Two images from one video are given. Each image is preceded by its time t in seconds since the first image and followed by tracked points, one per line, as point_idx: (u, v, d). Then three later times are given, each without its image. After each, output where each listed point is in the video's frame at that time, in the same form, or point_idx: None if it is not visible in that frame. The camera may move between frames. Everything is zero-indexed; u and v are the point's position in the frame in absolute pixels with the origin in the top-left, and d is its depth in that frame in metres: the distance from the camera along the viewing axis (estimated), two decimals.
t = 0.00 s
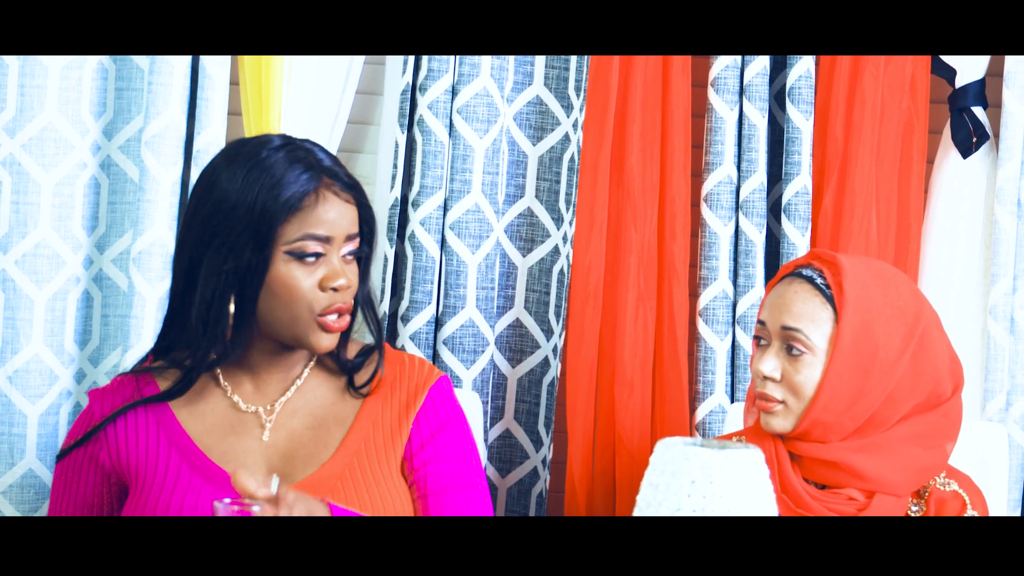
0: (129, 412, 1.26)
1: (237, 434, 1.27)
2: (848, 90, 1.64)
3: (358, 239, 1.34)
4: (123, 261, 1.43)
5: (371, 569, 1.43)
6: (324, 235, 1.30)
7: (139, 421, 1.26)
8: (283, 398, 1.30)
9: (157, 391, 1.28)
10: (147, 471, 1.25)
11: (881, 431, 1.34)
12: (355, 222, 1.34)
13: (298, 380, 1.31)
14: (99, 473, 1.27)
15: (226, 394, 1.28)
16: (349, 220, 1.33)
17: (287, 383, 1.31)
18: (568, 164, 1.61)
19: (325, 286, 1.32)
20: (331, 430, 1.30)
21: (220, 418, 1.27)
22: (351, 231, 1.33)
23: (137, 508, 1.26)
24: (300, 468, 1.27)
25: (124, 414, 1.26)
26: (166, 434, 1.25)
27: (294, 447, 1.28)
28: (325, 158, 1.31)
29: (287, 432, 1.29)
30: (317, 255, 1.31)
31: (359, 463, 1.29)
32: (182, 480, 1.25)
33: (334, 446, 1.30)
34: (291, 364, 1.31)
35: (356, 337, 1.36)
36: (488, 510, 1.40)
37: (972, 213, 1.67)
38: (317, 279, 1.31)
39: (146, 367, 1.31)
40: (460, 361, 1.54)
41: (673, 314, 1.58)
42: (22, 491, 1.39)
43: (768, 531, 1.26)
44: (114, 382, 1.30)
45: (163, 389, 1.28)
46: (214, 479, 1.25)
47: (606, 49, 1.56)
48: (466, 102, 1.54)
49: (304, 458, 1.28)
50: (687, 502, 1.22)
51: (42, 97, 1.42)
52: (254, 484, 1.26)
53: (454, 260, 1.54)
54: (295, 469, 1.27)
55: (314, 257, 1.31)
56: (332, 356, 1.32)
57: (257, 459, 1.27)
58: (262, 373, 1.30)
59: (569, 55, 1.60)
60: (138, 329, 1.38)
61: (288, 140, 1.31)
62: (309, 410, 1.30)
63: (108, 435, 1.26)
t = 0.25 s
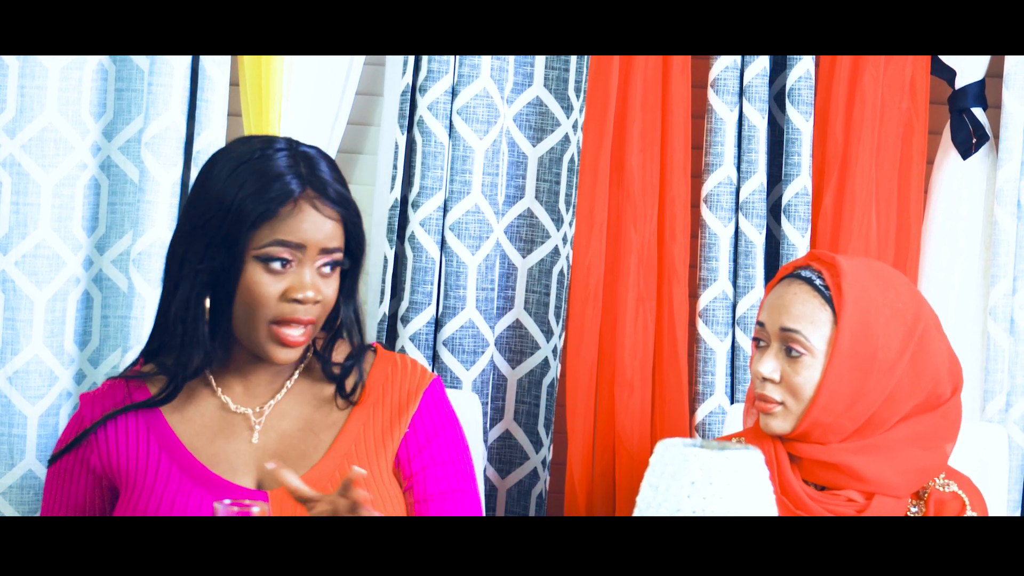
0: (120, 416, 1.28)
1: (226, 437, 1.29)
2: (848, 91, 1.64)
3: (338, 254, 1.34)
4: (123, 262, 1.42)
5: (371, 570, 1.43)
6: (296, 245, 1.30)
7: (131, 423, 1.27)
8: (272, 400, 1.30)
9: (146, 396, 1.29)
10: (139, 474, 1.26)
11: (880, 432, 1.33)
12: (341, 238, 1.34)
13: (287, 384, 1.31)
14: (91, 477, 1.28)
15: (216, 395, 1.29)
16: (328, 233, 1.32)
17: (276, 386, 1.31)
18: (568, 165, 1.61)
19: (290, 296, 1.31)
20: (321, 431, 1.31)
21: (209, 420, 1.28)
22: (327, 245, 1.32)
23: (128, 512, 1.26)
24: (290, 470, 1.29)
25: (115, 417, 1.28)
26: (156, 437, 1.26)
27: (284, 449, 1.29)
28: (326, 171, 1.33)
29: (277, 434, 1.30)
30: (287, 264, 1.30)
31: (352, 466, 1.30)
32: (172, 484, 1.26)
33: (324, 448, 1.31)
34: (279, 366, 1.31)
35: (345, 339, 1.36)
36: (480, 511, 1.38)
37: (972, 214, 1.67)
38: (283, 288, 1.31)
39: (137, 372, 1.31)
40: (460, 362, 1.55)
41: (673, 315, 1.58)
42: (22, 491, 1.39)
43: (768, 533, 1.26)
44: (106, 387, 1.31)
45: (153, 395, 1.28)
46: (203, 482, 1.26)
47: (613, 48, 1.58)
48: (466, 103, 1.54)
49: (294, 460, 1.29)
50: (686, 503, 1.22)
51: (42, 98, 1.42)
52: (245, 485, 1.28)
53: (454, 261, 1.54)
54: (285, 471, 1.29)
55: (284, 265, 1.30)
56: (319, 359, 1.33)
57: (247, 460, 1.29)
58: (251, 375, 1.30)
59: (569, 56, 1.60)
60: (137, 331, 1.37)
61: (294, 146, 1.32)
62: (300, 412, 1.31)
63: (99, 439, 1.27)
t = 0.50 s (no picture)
0: (116, 416, 1.28)
1: (224, 438, 1.29)
2: (848, 93, 1.64)
3: (338, 249, 1.35)
4: (123, 263, 1.41)
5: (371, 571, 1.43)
6: (297, 241, 1.30)
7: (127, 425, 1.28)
8: (269, 402, 1.31)
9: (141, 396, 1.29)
10: (137, 476, 1.26)
11: (879, 433, 1.33)
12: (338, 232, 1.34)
13: (284, 384, 1.32)
14: (89, 479, 1.29)
15: (213, 397, 1.29)
16: (327, 229, 1.33)
17: (272, 389, 1.31)
18: (567, 166, 1.61)
19: (295, 293, 1.31)
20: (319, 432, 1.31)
21: (207, 422, 1.29)
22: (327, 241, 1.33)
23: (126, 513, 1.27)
24: (289, 472, 1.29)
25: (111, 418, 1.28)
26: (153, 440, 1.27)
27: (282, 450, 1.29)
28: (318, 167, 1.33)
29: (275, 435, 1.30)
30: (290, 261, 1.31)
31: (351, 466, 1.31)
32: (171, 486, 1.26)
33: (323, 449, 1.31)
34: (274, 366, 1.32)
35: (340, 340, 1.36)
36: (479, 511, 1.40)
37: (971, 215, 1.67)
38: (287, 286, 1.31)
39: (133, 373, 1.32)
40: (460, 362, 1.55)
41: (673, 316, 1.58)
42: (22, 492, 1.38)
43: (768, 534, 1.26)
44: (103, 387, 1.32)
45: (147, 394, 1.29)
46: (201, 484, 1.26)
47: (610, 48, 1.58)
48: (466, 104, 1.55)
49: (292, 462, 1.29)
50: (686, 504, 1.22)
51: (42, 99, 1.42)
52: (242, 488, 1.28)
53: (454, 262, 1.55)
54: (284, 473, 1.29)
55: (287, 262, 1.31)
56: (316, 361, 1.33)
57: (245, 462, 1.28)
58: (246, 377, 1.31)
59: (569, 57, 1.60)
60: (136, 331, 1.37)
61: (283, 145, 1.33)
62: (297, 413, 1.31)
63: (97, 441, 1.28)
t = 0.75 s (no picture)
0: (118, 418, 1.28)
1: (226, 438, 1.28)
2: (847, 94, 1.64)
3: (343, 242, 1.35)
4: (122, 264, 1.41)
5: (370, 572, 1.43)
6: (308, 237, 1.31)
7: (129, 427, 1.28)
8: (271, 400, 1.30)
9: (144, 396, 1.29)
10: (138, 477, 1.27)
11: (879, 433, 1.34)
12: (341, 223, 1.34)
13: (287, 383, 1.32)
14: (91, 479, 1.29)
15: (215, 398, 1.29)
16: (334, 222, 1.33)
17: (275, 386, 1.31)
18: (567, 167, 1.61)
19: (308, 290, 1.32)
20: (320, 431, 1.31)
21: (209, 422, 1.28)
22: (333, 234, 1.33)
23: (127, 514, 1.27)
24: (290, 472, 1.28)
25: (113, 419, 1.28)
26: (155, 440, 1.27)
27: (283, 450, 1.28)
28: (312, 161, 1.32)
29: (277, 435, 1.29)
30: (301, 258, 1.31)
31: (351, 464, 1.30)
32: (172, 486, 1.26)
33: (324, 448, 1.30)
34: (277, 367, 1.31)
35: (345, 338, 1.36)
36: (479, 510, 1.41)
37: (971, 216, 1.67)
38: (301, 283, 1.31)
39: (135, 373, 1.32)
40: (460, 363, 1.55)
41: (672, 317, 1.58)
42: (22, 493, 1.38)
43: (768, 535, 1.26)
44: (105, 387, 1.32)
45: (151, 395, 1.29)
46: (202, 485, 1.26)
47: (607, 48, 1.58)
48: (466, 104, 1.55)
49: (293, 462, 1.28)
50: (686, 504, 1.22)
51: (42, 100, 1.42)
52: (243, 488, 1.26)
53: (453, 262, 1.55)
54: (285, 473, 1.28)
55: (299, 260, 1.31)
56: (321, 359, 1.33)
57: (246, 463, 1.27)
58: (249, 377, 1.30)
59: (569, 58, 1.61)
60: (137, 332, 1.37)
61: (274, 141, 1.31)
62: (298, 412, 1.31)
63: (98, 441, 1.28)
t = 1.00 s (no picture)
0: (117, 421, 1.28)
1: (224, 440, 1.30)
2: (845, 97, 1.64)
3: (319, 251, 1.33)
4: (119, 267, 1.40)
5: None
6: (264, 237, 1.29)
7: (128, 429, 1.27)
8: (269, 405, 1.32)
9: (143, 401, 1.29)
10: (136, 479, 1.27)
11: (876, 438, 1.33)
12: (320, 236, 1.33)
13: (284, 388, 1.32)
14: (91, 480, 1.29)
15: (213, 397, 1.30)
16: (303, 229, 1.32)
17: (273, 391, 1.32)
18: (564, 171, 1.62)
19: (263, 290, 1.30)
20: (316, 434, 1.32)
21: (207, 424, 1.30)
22: (299, 239, 1.31)
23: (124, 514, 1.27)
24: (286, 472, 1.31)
25: (113, 422, 1.28)
26: (153, 442, 1.27)
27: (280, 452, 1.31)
28: (319, 172, 1.35)
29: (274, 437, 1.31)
30: (260, 258, 1.30)
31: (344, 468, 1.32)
32: (170, 487, 1.28)
33: (319, 451, 1.32)
34: (275, 369, 1.32)
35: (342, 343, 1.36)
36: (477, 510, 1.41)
37: (967, 220, 1.67)
38: (256, 282, 1.30)
39: (134, 379, 1.31)
40: (456, 367, 1.55)
41: (670, 321, 1.58)
42: (19, 496, 1.38)
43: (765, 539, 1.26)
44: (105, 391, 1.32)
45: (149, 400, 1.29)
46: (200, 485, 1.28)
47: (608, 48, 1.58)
48: (463, 108, 1.55)
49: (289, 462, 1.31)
50: (683, 508, 1.21)
51: (39, 104, 1.42)
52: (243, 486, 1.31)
53: (451, 266, 1.55)
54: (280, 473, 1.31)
55: (257, 259, 1.30)
56: (315, 364, 1.34)
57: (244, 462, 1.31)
58: (246, 378, 1.31)
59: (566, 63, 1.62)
60: (134, 336, 1.36)
61: (285, 146, 1.35)
62: (295, 416, 1.32)
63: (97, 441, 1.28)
